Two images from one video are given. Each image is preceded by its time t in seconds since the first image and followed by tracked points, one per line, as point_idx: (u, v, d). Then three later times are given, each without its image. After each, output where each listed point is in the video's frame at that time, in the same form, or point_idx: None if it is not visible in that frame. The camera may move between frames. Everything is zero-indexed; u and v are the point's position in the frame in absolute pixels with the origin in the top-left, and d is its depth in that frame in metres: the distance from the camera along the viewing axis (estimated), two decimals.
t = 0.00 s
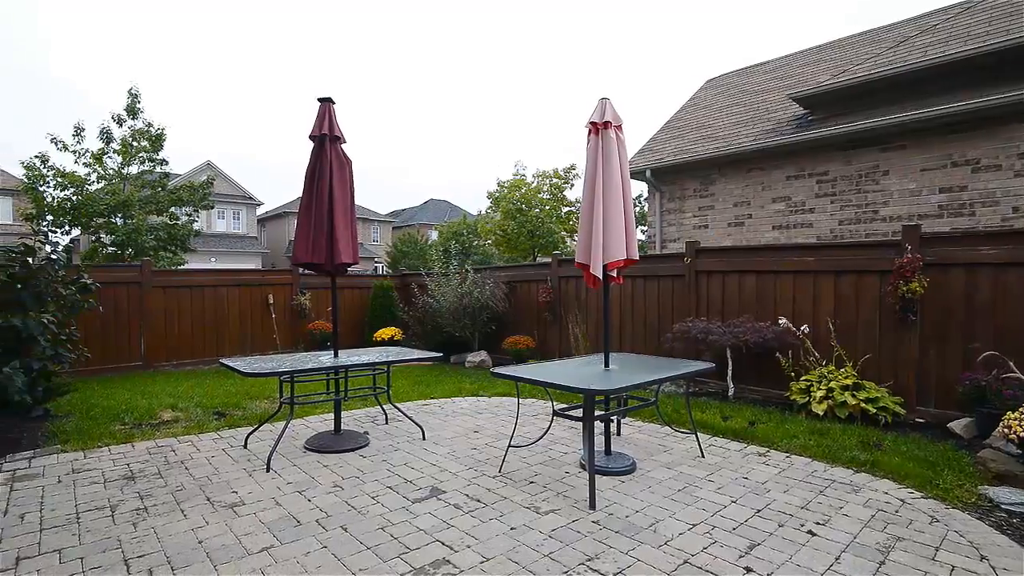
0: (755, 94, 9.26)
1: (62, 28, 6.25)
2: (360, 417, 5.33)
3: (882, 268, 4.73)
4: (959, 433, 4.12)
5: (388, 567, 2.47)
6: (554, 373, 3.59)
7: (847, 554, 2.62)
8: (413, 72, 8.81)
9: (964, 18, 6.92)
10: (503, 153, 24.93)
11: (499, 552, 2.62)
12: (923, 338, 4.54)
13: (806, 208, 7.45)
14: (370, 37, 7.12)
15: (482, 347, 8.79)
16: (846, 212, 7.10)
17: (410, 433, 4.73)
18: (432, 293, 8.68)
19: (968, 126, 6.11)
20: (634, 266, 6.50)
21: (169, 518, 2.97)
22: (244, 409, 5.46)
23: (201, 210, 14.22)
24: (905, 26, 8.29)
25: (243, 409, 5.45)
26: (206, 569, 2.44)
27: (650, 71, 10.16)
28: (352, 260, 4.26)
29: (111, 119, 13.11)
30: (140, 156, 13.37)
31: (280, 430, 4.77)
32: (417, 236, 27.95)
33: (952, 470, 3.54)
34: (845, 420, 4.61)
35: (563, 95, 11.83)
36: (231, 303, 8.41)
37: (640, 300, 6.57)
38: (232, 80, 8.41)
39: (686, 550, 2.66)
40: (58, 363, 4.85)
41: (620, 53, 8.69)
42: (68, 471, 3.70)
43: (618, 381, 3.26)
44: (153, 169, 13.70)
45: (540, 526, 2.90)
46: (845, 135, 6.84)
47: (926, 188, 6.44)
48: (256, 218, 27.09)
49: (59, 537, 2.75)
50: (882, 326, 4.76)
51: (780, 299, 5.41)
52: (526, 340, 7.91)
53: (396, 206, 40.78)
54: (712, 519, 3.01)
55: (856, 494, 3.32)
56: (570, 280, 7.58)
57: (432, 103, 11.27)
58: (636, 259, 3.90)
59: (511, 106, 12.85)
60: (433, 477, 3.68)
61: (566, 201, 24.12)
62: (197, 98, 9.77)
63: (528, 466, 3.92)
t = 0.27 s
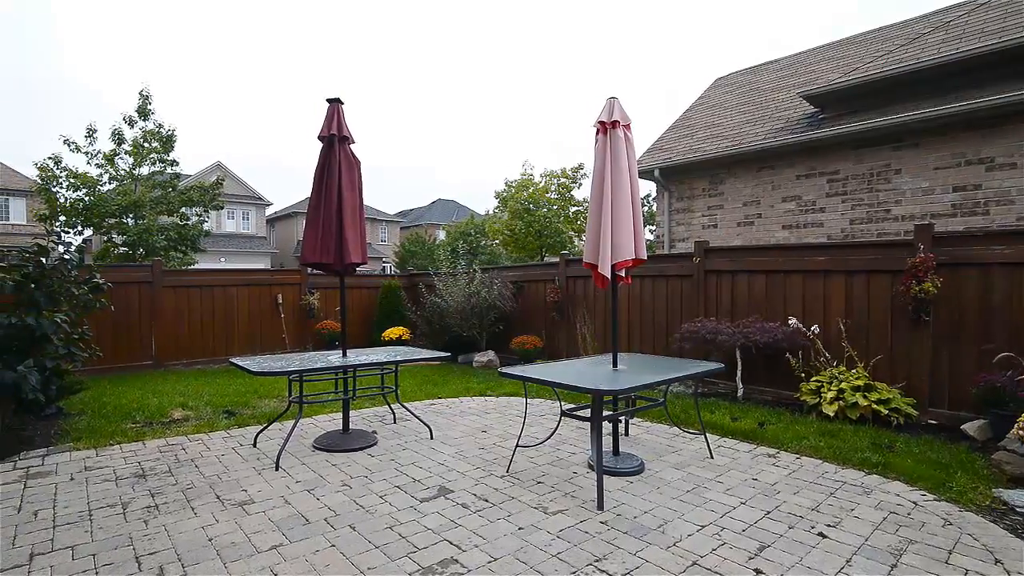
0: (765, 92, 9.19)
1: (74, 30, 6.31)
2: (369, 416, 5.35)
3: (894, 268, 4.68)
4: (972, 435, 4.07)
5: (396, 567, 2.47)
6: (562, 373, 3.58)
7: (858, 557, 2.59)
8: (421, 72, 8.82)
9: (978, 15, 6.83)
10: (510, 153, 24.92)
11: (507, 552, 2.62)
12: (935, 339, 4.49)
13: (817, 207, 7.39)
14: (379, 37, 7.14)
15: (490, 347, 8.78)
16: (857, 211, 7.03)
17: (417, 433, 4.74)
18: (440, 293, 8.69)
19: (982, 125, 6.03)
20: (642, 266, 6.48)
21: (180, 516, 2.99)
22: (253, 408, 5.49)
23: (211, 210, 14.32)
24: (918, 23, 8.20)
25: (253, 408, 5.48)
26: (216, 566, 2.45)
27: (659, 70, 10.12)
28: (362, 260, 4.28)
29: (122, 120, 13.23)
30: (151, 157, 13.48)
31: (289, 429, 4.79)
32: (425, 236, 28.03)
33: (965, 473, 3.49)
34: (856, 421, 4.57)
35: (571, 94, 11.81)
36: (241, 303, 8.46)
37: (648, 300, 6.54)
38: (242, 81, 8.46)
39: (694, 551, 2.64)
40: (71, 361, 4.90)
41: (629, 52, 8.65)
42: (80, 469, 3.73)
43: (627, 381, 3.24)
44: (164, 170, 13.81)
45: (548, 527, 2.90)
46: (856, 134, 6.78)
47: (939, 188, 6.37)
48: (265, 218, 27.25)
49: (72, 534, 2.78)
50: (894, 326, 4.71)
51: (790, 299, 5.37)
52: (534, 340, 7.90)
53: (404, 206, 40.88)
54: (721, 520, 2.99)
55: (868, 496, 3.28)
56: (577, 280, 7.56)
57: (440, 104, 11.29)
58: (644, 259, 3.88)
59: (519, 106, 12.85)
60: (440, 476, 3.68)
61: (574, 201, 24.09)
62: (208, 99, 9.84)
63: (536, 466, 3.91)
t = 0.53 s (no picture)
0: (773, 90, 9.14)
1: (84, 32, 6.36)
2: (376, 416, 5.36)
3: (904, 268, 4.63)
4: (985, 437, 4.02)
5: (403, 566, 2.47)
6: (569, 373, 3.57)
7: (868, 559, 2.57)
8: (427, 72, 8.83)
9: (990, 11, 6.76)
10: (517, 153, 24.91)
11: (514, 552, 2.62)
12: (947, 339, 4.44)
13: (826, 207, 7.34)
14: (385, 37, 7.15)
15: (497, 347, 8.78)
16: (867, 210, 6.98)
17: (424, 433, 4.75)
18: (447, 293, 8.69)
19: (995, 122, 5.96)
20: (649, 265, 6.46)
21: (188, 514, 3.01)
22: (261, 407, 5.52)
23: (220, 211, 14.42)
24: (928, 20, 8.13)
25: (260, 408, 5.51)
26: (224, 564, 2.47)
27: (666, 69, 10.08)
28: (369, 260, 4.28)
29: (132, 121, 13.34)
30: (161, 158, 13.58)
31: (296, 429, 4.81)
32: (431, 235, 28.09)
33: (977, 475, 3.45)
34: (866, 422, 4.53)
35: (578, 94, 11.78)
36: (249, 303, 8.51)
37: (655, 300, 6.52)
38: (249, 82, 8.50)
39: (702, 553, 2.62)
40: (81, 361, 4.95)
41: (636, 51, 8.63)
42: (91, 467, 3.77)
43: (634, 381, 3.23)
44: (172, 170, 13.91)
45: (555, 527, 2.89)
46: (866, 133, 6.72)
47: (950, 186, 6.30)
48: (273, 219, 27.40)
49: (83, 531, 2.80)
50: (904, 326, 4.67)
51: (799, 299, 5.33)
52: (541, 340, 7.89)
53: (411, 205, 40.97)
54: (729, 522, 2.98)
55: (878, 498, 3.25)
56: (584, 280, 7.55)
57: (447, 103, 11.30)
58: (651, 259, 3.87)
59: (525, 106, 12.84)
60: (447, 476, 3.68)
61: (580, 200, 24.07)
62: (216, 100, 9.90)
63: (543, 466, 3.90)
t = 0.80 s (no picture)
0: (782, 89, 9.08)
1: (94, 34, 6.41)
2: (383, 415, 5.38)
3: (915, 267, 4.58)
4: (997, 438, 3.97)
5: (410, 565, 2.48)
6: (576, 373, 3.56)
7: (879, 561, 2.54)
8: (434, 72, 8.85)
9: (1002, 8, 6.68)
10: (524, 153, 24.89)
11: (521, 552, 2.61)
12: (958, 340, 4.40)
13: (835, 206, 7.28)
14: (393, 38, 7.17)
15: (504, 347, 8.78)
16: (877, 209, 6.92)
17: (432, 432, 4.75)
18: (453, 292, 8.70)
19: (1008, 120, 5.89)
20: (657, 265, 6.44)
21: (197, 512, 3.03)
22: (270, 406, 5.55)
23: (228, 211, 14.51)
24: (940, 17, 8.04)
25: (269, 407, 5.54)
26: (233, 562, 2.48)
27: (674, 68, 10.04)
28: (376, 259, 4.30)
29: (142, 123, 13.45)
30: (170, 159, 13.69)
31: (304, 428, 4.83)
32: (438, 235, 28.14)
33: (990, 477, 3.41)
34: (876, 423, 4.49)
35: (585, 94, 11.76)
36: (257, 303, 8.56)
37: (663, 299, 6.50)
38: (258, 83, 8.55)
39: (710, 554, 2.61)
40: (92, 360, 5.00)
41: (643, 51, 8.60)
42: (102, 465, 3.80)
43: (642, 381, 3.22)
44: (182, 171, 14.01)
45: (562, 527, 2.88)
46: (876, 131, 6.66)
47: (961, 185, 6.23)
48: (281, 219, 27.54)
49: (94, 529, 2.82)
50: (915, 326, 4.63)
51: (808, 299, 5.29)
52: (548, 340, 7.88)
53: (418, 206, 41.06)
54: (738, 523, 2.96)
55: (888, 500, 3.22)
56: (591, 280, 7.53)
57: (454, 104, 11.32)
58: (659, 259, 3.85)
59: (532, 105, 12.84)
60: (454, 476, 3.68)
61: (587, 200, 24.03)
62: (225, 101, 9.97)
63: (550, 466, 3.90)
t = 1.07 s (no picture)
0: (792, 87, 9.01)
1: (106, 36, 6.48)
2: (392, 415, 5.39)
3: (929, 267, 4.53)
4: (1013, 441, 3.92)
5: (419, 564, 2.48)
6: (586, 374, 3.55)
7: (892, 564, 2.51)
8: (443, 72, 8.87)
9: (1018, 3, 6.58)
10: (532, 153, 24.87)
11: (530, 552, 2.61)
12: (974, 340, 4.34)
13: (847, 205, 7.21)
14: (401, 39, 7.19)
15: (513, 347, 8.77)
16: (890, 208, 6.84)
17: (440, 432, 4.76)
18: (462, 292, 8.71)
19: None
20: (666, 265, 6.41)
21: (209, 510, 3.06)
22: (280, 406, 5.58)
23: (239, 212, 14.62)
24: (954, 13, 7.94)
25: (279, 406, 5.57)
26: (244, 560, 2.50)
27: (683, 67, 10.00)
28: (386, 259, 4.32)
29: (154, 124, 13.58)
30: (182, 160, 13.81)
31: (314, 427, 4.86)
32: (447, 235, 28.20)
33: (1006, 480, 3.36)
34: (889, 425, 4.44)
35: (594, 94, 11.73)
36: (267, 302, 8.61)
37: (672, 299, 6.47)
38: (268, 84, 8.61)
39: (720, 556, 2.59)
40: (106, 359, 5.05)
41: (652, 50, 8.57)
42: (115, 463, 3.84)
43: (651, 382, 3.20)
44: (193, 172, 14.12)
45: (571, 527, 2.88)
46: (889, 129, 6.59)
47: (976, 183, 6.14)
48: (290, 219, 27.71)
49: (107, 526, 2.85)
50: (929, 327, 4.57)
51: (819, 299, 5.25)
52: (556, 340, 7.87)
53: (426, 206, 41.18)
54: (748, 525, 2.93)
55: (902, 502, 3.18)
56: (600, 280, 7.51)
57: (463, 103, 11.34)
58: (668, 259, 3.83)
59: (540, 105, 12.84)
60: (463, 476, 3.68)
61: (596, 200, 23.98)
62: (236, 102, 10.05)
63: (559, 467, 3.89)
